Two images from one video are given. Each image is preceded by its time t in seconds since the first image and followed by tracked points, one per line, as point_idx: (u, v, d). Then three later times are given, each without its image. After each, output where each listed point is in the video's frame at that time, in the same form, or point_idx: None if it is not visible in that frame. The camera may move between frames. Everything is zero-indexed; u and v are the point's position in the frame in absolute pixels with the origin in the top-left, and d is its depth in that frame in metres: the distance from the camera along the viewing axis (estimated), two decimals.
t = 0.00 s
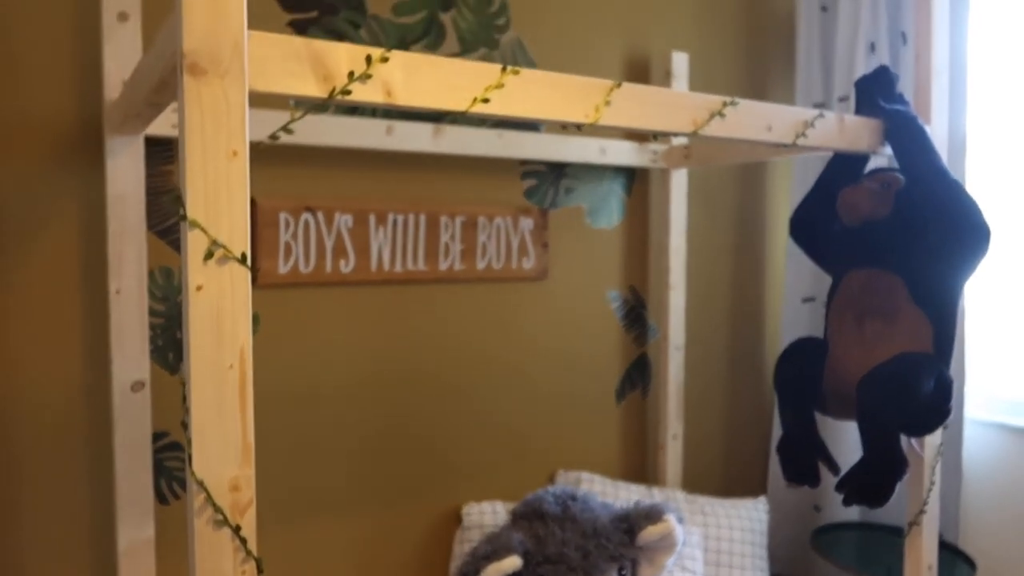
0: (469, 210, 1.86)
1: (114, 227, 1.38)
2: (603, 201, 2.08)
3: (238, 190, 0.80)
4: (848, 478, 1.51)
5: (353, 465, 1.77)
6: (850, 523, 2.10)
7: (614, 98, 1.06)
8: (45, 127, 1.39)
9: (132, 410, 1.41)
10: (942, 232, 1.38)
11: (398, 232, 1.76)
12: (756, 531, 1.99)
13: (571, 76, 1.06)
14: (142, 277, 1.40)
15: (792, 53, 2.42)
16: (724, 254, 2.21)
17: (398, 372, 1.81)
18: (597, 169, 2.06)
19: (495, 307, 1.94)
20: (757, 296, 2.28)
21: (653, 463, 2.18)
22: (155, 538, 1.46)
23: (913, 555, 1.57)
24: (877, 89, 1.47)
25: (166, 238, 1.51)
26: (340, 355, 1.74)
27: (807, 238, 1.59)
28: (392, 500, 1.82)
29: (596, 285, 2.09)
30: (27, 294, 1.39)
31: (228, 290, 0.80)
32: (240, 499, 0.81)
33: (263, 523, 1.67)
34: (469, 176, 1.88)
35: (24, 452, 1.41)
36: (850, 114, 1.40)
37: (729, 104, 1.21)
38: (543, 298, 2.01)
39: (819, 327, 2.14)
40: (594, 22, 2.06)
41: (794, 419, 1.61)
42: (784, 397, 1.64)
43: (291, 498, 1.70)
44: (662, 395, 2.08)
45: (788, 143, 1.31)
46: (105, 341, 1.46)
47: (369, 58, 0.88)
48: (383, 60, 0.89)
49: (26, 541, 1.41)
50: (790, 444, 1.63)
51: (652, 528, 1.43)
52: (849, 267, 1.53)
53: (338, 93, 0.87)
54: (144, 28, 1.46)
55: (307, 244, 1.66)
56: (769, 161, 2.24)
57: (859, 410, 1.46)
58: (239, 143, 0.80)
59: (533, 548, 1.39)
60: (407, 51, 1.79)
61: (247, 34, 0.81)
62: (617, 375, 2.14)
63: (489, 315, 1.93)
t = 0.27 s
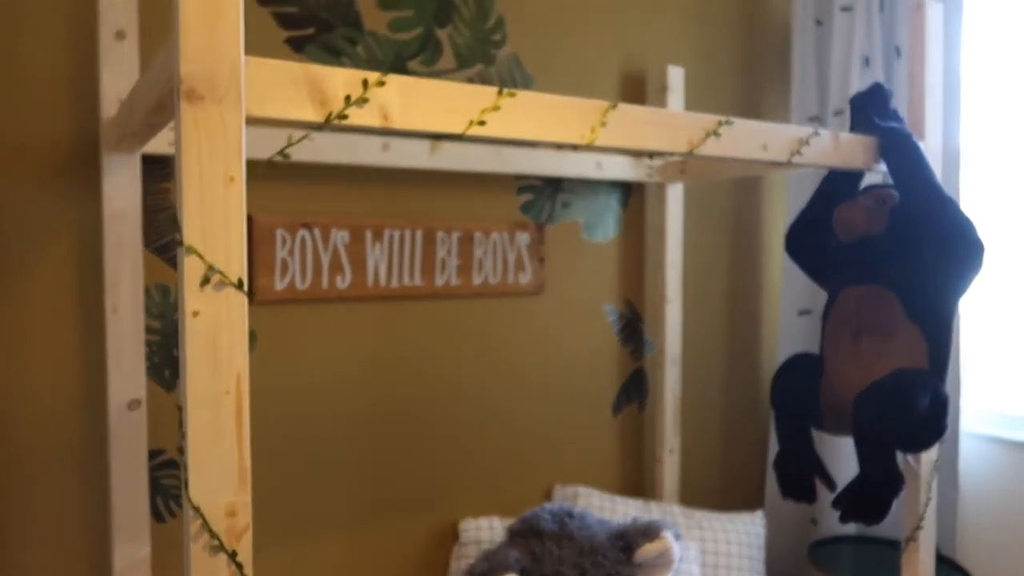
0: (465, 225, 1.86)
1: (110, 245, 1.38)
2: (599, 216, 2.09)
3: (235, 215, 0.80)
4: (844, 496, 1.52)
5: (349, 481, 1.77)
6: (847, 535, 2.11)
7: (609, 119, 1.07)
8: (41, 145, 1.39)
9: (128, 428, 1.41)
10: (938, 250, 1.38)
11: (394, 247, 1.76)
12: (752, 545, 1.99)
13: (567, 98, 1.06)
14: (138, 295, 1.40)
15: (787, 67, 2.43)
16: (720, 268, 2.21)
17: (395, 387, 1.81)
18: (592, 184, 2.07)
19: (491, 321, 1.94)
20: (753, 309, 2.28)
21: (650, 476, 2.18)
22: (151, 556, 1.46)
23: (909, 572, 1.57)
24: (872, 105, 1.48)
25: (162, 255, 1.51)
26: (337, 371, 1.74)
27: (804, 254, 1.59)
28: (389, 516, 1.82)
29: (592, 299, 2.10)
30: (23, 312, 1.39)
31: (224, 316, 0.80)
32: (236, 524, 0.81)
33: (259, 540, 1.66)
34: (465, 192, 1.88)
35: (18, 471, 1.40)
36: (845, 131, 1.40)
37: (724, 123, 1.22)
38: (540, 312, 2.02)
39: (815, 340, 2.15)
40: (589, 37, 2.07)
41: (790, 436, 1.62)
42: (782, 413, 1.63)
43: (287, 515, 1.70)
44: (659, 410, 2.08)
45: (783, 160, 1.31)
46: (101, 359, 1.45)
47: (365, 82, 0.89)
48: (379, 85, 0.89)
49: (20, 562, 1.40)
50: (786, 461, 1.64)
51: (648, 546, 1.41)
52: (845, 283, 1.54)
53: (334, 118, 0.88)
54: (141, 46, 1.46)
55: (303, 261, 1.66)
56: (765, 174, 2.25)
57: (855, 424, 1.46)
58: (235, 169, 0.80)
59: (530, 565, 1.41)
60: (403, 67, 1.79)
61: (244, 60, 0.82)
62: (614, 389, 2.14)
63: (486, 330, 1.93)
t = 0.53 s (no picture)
0: (460, 243, 1.86)
1: (105, 266, 1.39)
2: (594, 232, 2.09)
3: (229, 243, 0.81)
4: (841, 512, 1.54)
5: (344, 500, 1.76)
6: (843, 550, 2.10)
7: (603, 143, 1.07)
8: (35, 166, 1.39)
9: (122, 449, 1.41)
10: (930, 270, 1.39)
11: (389, 266, 1.77)
12: (747, 561, 1.99)
13: (560, 122, 1.07)
14: (133, 316, 1.40)
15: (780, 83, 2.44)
16: (714, 284, 2.22)
17: (390, 405, 1.81)
18: (587, 200, 2.08)
19: (486, 338, 1.94)
20: (747, 324, 2.29)
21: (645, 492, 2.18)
22: None
23: None
24: (862, 125, 1.50)
25: (157, 275, 1.51)
26: (332, 389, 1.74)
27: (797, 272, 1.60)
28: (384, 534, 1.81)
29: (587, 315, 2.10)
30: (16, 333, 1.39)
31: (219, 344, 0.81)
32: (229, 552, 0.81)
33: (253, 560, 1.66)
34: (460, 209, 1.89)
35: (10, 492, 1.39)
36: (837, 151, 1.41)
37: (716, 145, 1.23)
38: (535, 328, 2.02)
39: (810, 355, 2.15)
40: (583, 55, 2.08)
41: (785, 454, 1.62)
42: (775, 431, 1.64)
43: (282, 534, 1.69)
44: (654, 425, 2.09)
45: (776, 181, 1.32)
46: (95, 380, 1.45)
47: (359, 110, 0.89)
48: (373, 112, 0.90)
49: None
50: (781, 479, 1.65)
51: (643, 566, 1.40)
52: (839, 302, 1.54)
53: (328, 145, 0.88)
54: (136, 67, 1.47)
55: (298, 280, 1.66)
56: (759, 190, 2.26)
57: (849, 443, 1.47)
58: (230, 198, 0.81)
59: None
60: (397, 86, 1.80)
61: (238, 90, 0.82)
62: (609, 405, 2.14)
63: (481, 348, 1.93)
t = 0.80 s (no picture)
0: (455, 255, 1.87)
1: (102, 281, 1.39)
2: (589, 244, 2.10)
3: (225, 264, 0.81)
4: (835, 526, 1.55)
5: (340, 513, 1.76)
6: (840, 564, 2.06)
7: (597, 161, 1.08)
8: (30, 183, 1.39)
9: (118, 464, 1.41)
10: (925, 285, 1.40)
11: (385, 279, 1.77)
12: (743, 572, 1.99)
13: (555, 140, 1.07)
14: (128, 332, 1.41)
15: (773, 94, 2.46)
16: (709, 295, 2.23)
17: (385, 418, 1.81)
18: (582, 213, 2.09)
19: (481, 351, 1.94)
20: (742, 335, 2.29)
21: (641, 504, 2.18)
22: None
23: None
24: (856, 139, 1.51)
25: (153, 289, 1.51)
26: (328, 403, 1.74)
27: (791, 284, 1.60)
28: (379, 548, 1.81)
29: (583, 327, 2.10)
30: (12, 349, 1.39)
31: (214, 365, 0.81)
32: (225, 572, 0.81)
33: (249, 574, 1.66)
34: (456, 222, 1.90)
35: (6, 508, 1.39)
36: (830, 167, 1.42)
37: (710, 161, 1.24)
38: (530, 341, 2.02)
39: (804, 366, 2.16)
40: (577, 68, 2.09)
41: (780, 468, 1.63)
42: (770, 446, 1.65)
43: (277, 547, 1.69)
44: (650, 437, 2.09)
45: (769, 198, 1.33)
46: (90, 395, 1.45)
47: (355, 130, 0.90)
48: (368, 132, 0.90)
49: None
50: (776, 493, 1.65)
51: None
52: (833, 316, 1.54)
53: (324, 166, 0.89)
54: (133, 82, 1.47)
55: (293, 293, 1.67)
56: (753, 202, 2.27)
57: (843, 457, 1.49)
58: (226, 219, 0.81)
59: None
60: (393, 99, 1.81)
61: (235, 112, 0.83)
62: (604, 417, 2.14)
63: (476, 360, 1.94)
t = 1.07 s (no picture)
0: (451, 269, 1.88)
1: (98, 297, 1.40)
2: (584, 258, 2.11)
3: (221, 287, 0.82)
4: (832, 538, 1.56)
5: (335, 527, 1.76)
6: None
7: (591, 181, 1.09)
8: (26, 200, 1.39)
9: (113, 480, 1.42)
10: (919, 301, 1.40)
11: (381, 293, 1.78)
12: None
13: (549, 161, 1.08)
14: (124, 349, 1.41)
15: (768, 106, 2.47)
16: (704, 308, 2.24)
17: (380, 432, 1.82)
18: (577, 226, 2.10)
19: (477, 365, 1.95)
20: (737, 346, 2.30)
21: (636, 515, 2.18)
22: None
23: None
24: (847, 156, 1.53)
25: (150, 305, 1.52)
26: (323, 417, 1.74)
27: (784, 298, 1.61)
28: (375, 562, 1.81)
29: (578, 340, 2.11)
30: (7, 366, 1.39)
31: (210, 388, 0.82)
32: None
33: None
34: (451, 236, 1.90)
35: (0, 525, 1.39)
36: (823, 183, 1.43)
37: (703, 179, 1.25)
38: (526, 354, 2.03)
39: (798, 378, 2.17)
40: (572, 83, 2.10)
41: (774, 482, 1.64)
42: (764, 460, 1.66)
43: (272, 563, 1.69)
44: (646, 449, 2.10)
45: (762, 215, 1.34)
46: (86, 411, 1.45)
47: (350, 152, 0.91)
48: (364, 154, 0.91)
49: None
50: (771, 507, 1.66)
51: None
52: (825, 331, 1.56)
53: (320, 188, 0.90)
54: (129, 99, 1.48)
55: (289, 308, 1.67)
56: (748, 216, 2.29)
57: (837, 473, 1.50)
58: (222, 242, 0.82)
59: None
60: (389, 114, 1.82)
61: (231, 136, 0.84)
62: (600, 430, 2.15)
63: (472, 374, 1.94)
